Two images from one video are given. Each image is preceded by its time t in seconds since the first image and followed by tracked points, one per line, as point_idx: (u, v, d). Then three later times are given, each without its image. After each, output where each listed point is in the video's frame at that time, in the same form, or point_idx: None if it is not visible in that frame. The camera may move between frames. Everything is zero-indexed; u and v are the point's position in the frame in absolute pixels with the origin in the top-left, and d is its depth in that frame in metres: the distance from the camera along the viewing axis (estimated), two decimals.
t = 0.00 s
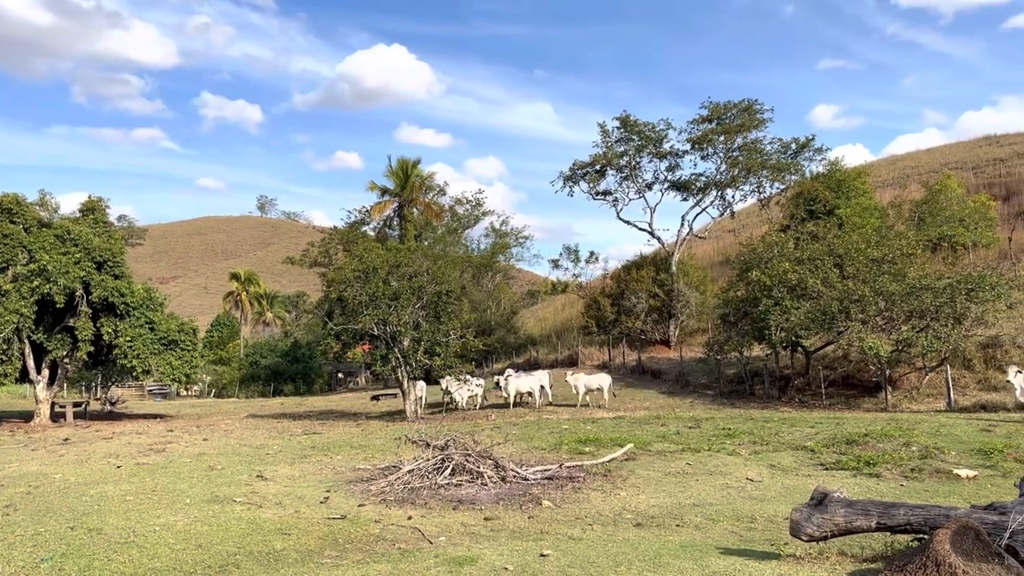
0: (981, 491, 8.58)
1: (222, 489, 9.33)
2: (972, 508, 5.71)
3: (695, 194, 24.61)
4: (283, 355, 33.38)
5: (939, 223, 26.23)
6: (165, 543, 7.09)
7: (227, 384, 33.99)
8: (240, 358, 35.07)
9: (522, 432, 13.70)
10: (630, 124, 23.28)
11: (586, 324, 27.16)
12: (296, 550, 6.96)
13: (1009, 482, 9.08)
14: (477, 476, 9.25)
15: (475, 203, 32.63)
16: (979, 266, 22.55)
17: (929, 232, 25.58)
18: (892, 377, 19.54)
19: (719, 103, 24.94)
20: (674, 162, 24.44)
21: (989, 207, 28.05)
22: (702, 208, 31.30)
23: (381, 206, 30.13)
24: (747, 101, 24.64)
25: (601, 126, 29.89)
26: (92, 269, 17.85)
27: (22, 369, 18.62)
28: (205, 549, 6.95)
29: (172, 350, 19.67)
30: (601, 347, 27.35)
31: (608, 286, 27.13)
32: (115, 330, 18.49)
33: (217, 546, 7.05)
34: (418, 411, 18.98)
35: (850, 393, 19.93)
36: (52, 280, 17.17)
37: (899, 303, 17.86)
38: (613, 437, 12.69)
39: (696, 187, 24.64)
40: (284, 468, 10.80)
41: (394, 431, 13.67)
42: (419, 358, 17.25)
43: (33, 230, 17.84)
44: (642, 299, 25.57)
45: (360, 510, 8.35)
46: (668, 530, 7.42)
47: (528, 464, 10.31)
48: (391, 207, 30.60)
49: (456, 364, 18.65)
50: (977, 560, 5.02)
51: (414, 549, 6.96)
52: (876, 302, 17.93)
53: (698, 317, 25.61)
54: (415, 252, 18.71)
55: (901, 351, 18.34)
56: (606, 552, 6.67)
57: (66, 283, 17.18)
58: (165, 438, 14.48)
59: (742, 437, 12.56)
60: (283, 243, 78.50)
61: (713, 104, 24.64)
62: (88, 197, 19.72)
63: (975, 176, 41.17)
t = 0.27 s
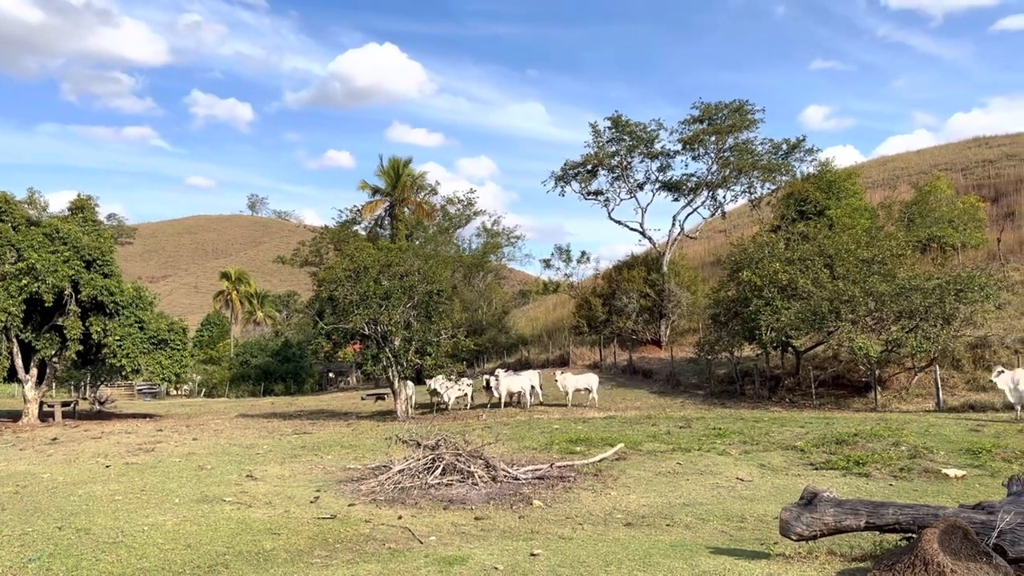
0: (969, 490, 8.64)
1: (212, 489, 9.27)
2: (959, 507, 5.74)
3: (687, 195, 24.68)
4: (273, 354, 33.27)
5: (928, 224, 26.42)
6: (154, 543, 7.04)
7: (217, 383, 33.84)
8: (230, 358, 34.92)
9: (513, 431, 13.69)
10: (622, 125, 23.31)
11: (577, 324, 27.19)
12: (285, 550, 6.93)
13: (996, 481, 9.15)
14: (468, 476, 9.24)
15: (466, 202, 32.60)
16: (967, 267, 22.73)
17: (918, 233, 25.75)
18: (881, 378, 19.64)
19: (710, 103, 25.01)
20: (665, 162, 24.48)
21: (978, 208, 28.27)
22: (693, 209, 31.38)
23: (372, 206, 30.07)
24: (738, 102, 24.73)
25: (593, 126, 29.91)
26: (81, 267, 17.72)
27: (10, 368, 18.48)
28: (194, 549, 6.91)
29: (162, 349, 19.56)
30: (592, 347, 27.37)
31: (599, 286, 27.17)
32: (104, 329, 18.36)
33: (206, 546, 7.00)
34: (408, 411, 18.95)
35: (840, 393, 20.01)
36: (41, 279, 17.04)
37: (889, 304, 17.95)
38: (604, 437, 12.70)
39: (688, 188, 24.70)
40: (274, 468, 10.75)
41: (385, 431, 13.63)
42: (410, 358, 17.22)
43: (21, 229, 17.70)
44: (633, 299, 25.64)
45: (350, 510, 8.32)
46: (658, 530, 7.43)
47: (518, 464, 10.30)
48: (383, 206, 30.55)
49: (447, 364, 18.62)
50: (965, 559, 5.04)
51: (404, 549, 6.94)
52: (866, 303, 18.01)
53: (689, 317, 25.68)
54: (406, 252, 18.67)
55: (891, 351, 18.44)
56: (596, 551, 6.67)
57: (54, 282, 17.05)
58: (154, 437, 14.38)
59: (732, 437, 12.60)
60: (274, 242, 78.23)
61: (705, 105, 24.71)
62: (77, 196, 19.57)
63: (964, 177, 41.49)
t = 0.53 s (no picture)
0: (956, 489, 8.70)
1: (200, 489, 9.22)
2: (947, 505, 5.77)
3: (677, 194, 24.73)
4: (263, 353, 33.14)
5: (916, 224, 26.61)
6: (141, 543, 6.99)
7: (207, 383, 33.67)
8: (220, 357, 34.75)
9: (503, 431, 13.68)
10: (613, 124, 23.34)
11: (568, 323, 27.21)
12: (274, 549, 6.89)
13: (983, 480, 9.21)
14: (458, 475, 9.22)
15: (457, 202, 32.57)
16: (955, 267, 22.90)
17: (907, 233, 25.93)
18: (870, 377, 19.74)
19: (701, 103, 25.08)
20: (656, 162, 24.53)
21: (966, 209, 28.49)
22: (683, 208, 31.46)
23: (363, 204, 30.00)
24: (729, 102, 24.81)
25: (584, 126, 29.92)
26: (68, 266, 17.59)
27: None
28: (182, 549, 6.87)
29: (151, 348, 19.44)
30: (583, 347, 27.38)
31: (590, 286, 27.19)
32: (92, 328, 18.23)
33: (194, 546, 6.96)
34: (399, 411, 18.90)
35: (829, 392, 20.10)
36: (28, 278, 16.91)
37: (878, 304, 18.05)
38: (594, 437, 12.71)
39: (678, 187, 24.76)
40: (264, 467, 10.69)
41: (375, 431, 13.59)
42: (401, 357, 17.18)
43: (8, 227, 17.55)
44: (623, 298, 25.68)
45: (340, 510, 8.29)
46: (648, 529, 7.44)
47: (509, 464, 10.28)
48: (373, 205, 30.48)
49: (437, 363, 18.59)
50: (952, 558, 5.07)
51: (394, 549, 6.91)
52: (856, 302, 18.11)
53: (679, 316, 25.74)
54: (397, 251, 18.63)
55: (880, 351, 18.54)
56: (586, 550, 6.67)
57: (42, 281, 16.93)
58: (143, 437, 14.29)
59: (723, 436, 12.64)
60: (264, 241, 77.92)
61: (695, 105, 24.78)
62: (65, 194, 19.42)
63: (952, 178, 41.81)
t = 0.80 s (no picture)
0: (944, 488, 8.74)
1: (190, 489, 9.17)
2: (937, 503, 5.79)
3: (669, 194, 24.77)
4: (254, 353, 33.01)
5: (906, 224, 26.75)
6: (130, 544, 6.95)
7: (197, 383, 33.53)
8: (211, 357, 34.59)
9: (495, 431, 13.66)
10: (604, 124, 23.36)
11: (559, 323, 27.22)
12: (264, 550, 6.86)
13: (972, 479, 9.27)
14: (449, 475, 9.20)
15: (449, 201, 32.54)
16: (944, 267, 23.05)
17: (897, 233, 26.08)
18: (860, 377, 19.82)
19: (692, 103, 25.13)
20: (647, 162, 24.56)
21: (955, 209, 28.68)
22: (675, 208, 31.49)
23: (354, 204, 29.93)
24: (720, 102, 24.87)
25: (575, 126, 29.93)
26: (58, 265, 17.47)
27: None
28: (171, 549, 6.83)
29: (140, 348, 19.33)
30: (575, 347, 27.41)
31: (582, 285, 27.22)
32: (82, 328, 18.12)
33: (183, 546, 6.93)
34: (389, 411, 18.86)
35: (820, 392, 20.17)
36: (17, 277, 16.79)
37: (868, 304, 18.13)
38: (586, 436, 12.72)
39: (670, 187, 24.80)
40: (254, 467, 10.65)
41: (366, 431, 13.55)
42: (392, 357, 17.14)
43: None
44: (615, 298, 25.73)
45: (330, 510, 8.27)
46: (639, 529, 7.44)
47: (500, 463, 10.27)
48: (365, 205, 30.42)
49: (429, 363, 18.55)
50: (940, 556, 5.09)
51: (384, 549, 6.89)
52: (846, 302, 18.18)
53: (671, 316, 25.78)
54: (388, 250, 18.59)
55: (870, 351, 18.63)
56: (577, 550, 6.67)
57: (31, 280, 16.81)
58: (132, 437, 14.21)
59: (713, 436, 12.66)
60: (255, 240, 77.61)
61: (686, 105, 24.82)
62: (54, 193, 19.28)
63: (942, 178, 42.08)
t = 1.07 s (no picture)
0: (935, 488, 8.76)
1: (182, 491, 9.12)
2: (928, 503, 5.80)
3: (662, 195, 24.80)
4: (246, 354, 32.89)
5: (897, 225, 26.86)
6: (120, 546, 6.91)
7: (189, 383, 33.40)
8: (203, 358, 34.45)
9: (488, 431, 13.64)
10: (597, 125, 23.37)
11: (552, 323, 27.21)
12: (256, 552, 6.82)
13: (963, 479, 9.30)
14: (442, 476, 9.18)
15: (442, 201, 32.49)
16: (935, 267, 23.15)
17: (888, 233, 26.18)
18: (852, 377, 19.87)
19: (685, 104, 25.16)
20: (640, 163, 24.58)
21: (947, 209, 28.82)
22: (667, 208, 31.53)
23: (347, 204, 29.88)
24: (713, 103, 24.91)
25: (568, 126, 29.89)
26: (48, 266, 17.37)
27: None
28: (162, 551, 6.79)
29: (132, 349, 19.24)
30: (568, 347, 27.42)
31: (575, 286, 27.23)
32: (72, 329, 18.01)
33: (174, 548, 6.88)
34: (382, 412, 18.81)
35: (812, 392, 20.22)
36: (7, 277, 16.69)
37: (859, 304, 18.18)
38: (579, 437, 12.71)
39: (663, 188, 24.83)
40: (247, 469, 10.60)
41: (359, 432, 13.51)
42: (385, 358, 17.10)
43: None
44: (608, 299, 25.74)
45: (322, 511, 8.23)
46: (632, 529, 7.43)
47: (493, 464, 10.25)
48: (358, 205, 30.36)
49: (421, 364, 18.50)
50: (931, 556, 5.11)
51: (376, 550, 6.87)
52: (838, 303, 18.24)
53: (664, 316, 25.81)
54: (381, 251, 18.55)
55: (862, 351, 18.68)
56: (569, 551, 6.65)
57: (21, 281, 16.72)
58: (123, 438, 14.13)
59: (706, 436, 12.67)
60: (247, 241, 77.33)
61: (679, 105, 24.85)
62: (45, 193, 19.17)
63: (934, 179, 42.26)
